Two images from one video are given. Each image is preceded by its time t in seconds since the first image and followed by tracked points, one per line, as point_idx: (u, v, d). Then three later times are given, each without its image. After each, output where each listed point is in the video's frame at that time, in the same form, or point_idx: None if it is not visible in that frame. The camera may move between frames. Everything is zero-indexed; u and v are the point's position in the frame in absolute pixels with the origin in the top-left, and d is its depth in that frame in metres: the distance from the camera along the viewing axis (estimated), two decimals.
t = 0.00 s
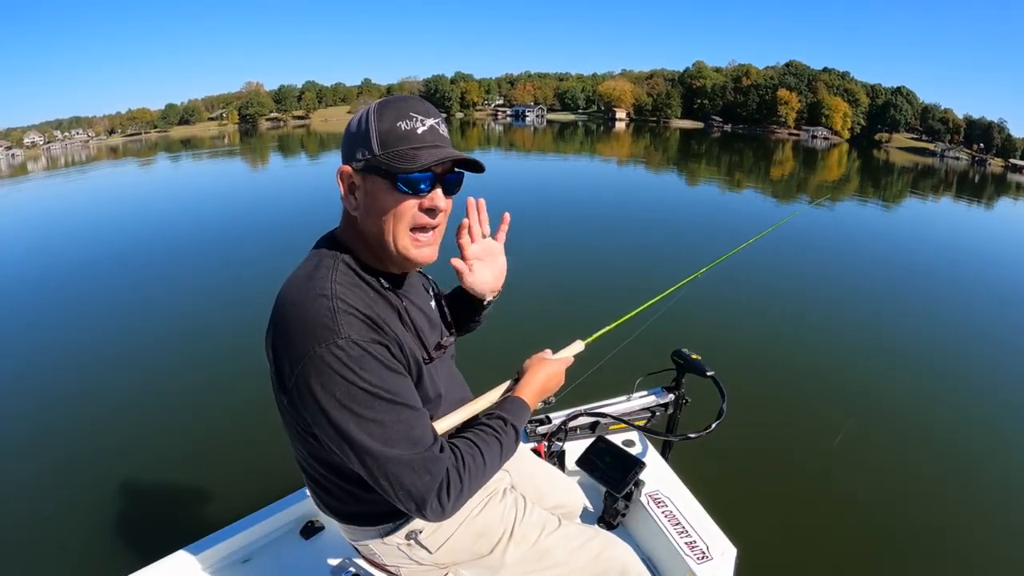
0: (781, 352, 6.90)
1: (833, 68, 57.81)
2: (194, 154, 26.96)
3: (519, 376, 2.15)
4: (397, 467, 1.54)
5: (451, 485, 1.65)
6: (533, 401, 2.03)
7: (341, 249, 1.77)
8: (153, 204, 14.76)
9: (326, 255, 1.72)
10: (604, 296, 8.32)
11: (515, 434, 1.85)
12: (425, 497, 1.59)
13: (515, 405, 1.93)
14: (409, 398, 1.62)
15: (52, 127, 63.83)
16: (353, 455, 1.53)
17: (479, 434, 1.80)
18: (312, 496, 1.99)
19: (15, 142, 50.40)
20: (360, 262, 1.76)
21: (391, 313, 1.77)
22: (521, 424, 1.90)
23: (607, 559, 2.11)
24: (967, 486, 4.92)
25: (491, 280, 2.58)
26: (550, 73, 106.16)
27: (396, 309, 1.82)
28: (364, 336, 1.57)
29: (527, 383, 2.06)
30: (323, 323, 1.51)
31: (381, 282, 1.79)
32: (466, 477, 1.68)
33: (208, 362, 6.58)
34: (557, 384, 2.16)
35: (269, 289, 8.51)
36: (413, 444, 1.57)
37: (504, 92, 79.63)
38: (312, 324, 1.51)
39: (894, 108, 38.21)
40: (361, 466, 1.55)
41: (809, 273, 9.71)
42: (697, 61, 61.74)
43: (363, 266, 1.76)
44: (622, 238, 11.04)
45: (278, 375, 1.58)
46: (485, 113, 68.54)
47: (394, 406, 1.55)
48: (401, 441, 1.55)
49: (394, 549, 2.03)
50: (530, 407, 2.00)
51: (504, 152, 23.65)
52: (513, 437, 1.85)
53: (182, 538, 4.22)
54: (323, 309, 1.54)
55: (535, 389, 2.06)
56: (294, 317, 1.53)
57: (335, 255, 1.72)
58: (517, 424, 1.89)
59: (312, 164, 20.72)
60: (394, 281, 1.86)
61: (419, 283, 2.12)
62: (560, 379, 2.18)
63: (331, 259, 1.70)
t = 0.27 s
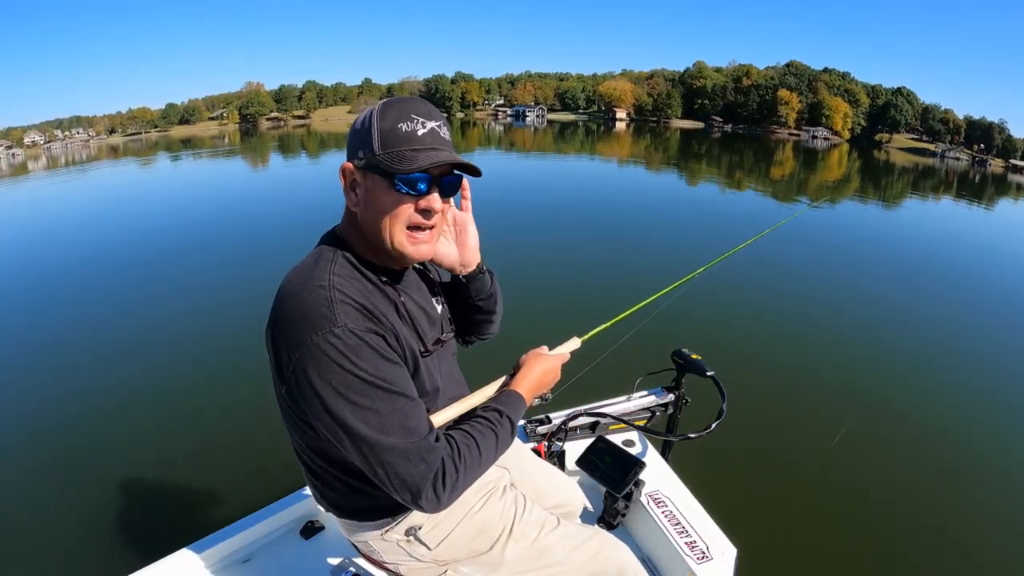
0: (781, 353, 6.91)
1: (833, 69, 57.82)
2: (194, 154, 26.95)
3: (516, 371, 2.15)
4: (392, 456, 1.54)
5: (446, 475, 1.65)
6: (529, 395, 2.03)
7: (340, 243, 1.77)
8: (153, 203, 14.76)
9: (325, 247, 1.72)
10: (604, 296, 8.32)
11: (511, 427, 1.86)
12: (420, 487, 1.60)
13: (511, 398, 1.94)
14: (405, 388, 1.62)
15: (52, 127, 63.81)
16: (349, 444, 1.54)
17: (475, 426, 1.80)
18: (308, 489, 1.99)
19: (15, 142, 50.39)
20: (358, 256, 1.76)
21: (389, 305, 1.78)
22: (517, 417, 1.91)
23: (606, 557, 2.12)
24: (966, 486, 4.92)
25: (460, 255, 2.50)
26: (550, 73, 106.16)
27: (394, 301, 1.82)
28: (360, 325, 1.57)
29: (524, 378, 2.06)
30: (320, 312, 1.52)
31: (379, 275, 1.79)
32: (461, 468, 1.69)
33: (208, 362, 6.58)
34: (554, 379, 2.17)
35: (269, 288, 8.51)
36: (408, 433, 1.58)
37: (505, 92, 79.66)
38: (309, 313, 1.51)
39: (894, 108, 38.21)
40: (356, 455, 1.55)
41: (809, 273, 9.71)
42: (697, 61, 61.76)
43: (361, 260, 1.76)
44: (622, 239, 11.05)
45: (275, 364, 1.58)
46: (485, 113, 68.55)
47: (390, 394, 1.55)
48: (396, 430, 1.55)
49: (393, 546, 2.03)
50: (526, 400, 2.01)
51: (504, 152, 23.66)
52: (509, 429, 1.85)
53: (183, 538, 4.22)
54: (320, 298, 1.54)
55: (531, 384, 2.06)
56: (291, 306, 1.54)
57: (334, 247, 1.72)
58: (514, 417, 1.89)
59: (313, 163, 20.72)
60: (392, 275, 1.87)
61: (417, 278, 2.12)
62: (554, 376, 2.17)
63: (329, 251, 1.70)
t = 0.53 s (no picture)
0: (782, 353, 6.91)
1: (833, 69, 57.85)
2: (194, 154, 26.96)
3: (513, 370, 2.15)
4: (392, 452, 1.55)
5: (445, 471, 1.66)
6: (526, 393, 2.03)
7: (338, 242, 1.77)
8: (154, 203, 14.78)
9: (323, 245, 1.73)
10: (604, 296, 8.32)
11: (509, 424, 1.85)
12: (419, 483, 1.60)
13: (508, 396, 1.93)
14: (404, 384, 1.62)
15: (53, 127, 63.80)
16: (349, 440, 1.54)
17: (473, 423, 1.80)
18: (308, 487, 1.99)
19: (16, 142, 50.41)
20: (356, 255, 1.76)
21: (387, 302, 1.78)
22: (515, 414, 1.90)
23: (606, 556, 2.12)
24: (966, 486, 4.92)
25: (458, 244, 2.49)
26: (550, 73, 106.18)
27: (392, 300, 1.82)
28: (359, 322, 1.57)
29: (521, 376, 2.06)
30: (320, 309, 1.52)
31: (377, 273, 1.79)
32: (460, 464, 1.69)
33: (209, 362, 6.58)
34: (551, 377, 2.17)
35: (269, 288, 8.51)
36: (408, 429, 1.58)
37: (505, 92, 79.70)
38: (308, 310, 1.52)
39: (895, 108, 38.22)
40: (356, 451, 1.55)
41: (809, 273, 9.71)
42: (697, 61, 61.80)
43: (359, 258, 1.76)
44: (622, 239, 11.05)
45: (275, 362, 1.58)
46: (485, 114, 68.55)
47: (389, 391, 1.55)
48: (396, 426, 1.55)
49: (393, 544, 2.03)
50: (524, 398, 2.01)
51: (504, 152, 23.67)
52: (507, 427, 1.85)
53: (183, 538, 4.22)
54: (320, 295, 1.54)
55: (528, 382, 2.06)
56: (291, 303, 1.54)
57: (333, 245, 1.72)
58: (511, 415, 1.89)
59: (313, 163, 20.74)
60: (390, 274, 1.87)
61: (415, 276, 2.12)
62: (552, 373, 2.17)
63: (328, 249, 1.70)
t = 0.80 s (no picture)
0: (782, 353, 6.91)
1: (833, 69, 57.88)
2: (195, 154, 26.98)
3: (511, 368, 2.15)
4: (394, 452, 1.55)
5: (448, 471, 1.66)
6: (526, 391, 2.03)
7: (338, 244, 1.77)
8: (155, 203, 14.80)
9: (322, 248, 1.72)
10: (604, 296, 8.32)
11: (509, 422, 1.86)
12: (422, 483, 1.60)
13: (508, 394, 1.94)
14: (405, 385, 1.62)
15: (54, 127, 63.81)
16: (351, 442, 1.54)
17: (474, 422, 1.81)
18: (308, 489, 1.98)
19: (16, 142, 50.47)
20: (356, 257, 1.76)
21: (387, 304, 1.78)
22: (514, 412, 1.91)
23: (606, 555, 2.12)
24: (967, 486, 4.92)
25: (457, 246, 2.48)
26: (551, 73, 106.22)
27: (392, 301, 1.82)
28: (360, 324, 1.57)
29: (520, 374, 2.07)
30: (321, 312, 1.52)
31: (377, 274, 1.79)
32: (462, 464, 1.69)
33: (209, 362, 6.59)
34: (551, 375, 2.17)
35: (270, 288, 8.52)
36: (410, 430, 1.58)
37: (505, 92, 79.72)
38: (309, 313, 1.51)
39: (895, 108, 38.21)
40: (359, 453, 1.55)
41: (810, 273, 9.72)
42: (697, 61, 61.79)
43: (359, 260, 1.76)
44: (623, 239, 11.05)
45: (276, 365, 1.58)
46: (486, 114, 68.56)
47: (391, 392, 1.55)
48: (398, 426, 1.55)
49: (394, 544, 2.03)
50: (523, 395, 2.01)
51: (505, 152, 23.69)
52: (508, 424, 1.86)
53: (183, 537, 4.22)
54: (320, 298, 1.54)
55: (527, 380, 2.06)
56: (291, 306, 1.54)
57: (332, 248, 1.72)
58: (511, 412, 1.90)
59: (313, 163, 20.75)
60: (390, 275, 1.87)
61: (414, 276, 2.12)
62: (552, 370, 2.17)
63: (328, 251, 1.70)
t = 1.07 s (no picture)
0: (783, 353, 6.91)
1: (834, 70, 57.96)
2: (197, 154, 26.99)
3: (512, 368, 2.15)
4: (400, 457, 1.55)
5: (452, 474, 1.66)
6: (527, 391, 2.04)
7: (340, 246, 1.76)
8: (156, 203, 14.80)
9: (322, 251, 1.71)
10: (604, 296, 8.32)
11: (512, 422, 1.87)
12: (428, 486, 1.60)
13: (510, 394, 1.95)
14: (409, 389, 1.62)
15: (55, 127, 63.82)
16: (357, 447, 1.53)
17: (478, 423, 1.81)
18: (310, 492, 1.98)
19: (16, 142, 50.48)
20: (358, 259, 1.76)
21: (389, 307, 1.77)
22: (516, 412, 1.92)
23: (606, 556, 2.12)
24: (967, 486, 4.92)
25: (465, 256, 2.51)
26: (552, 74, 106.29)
27: (395, 303, 1.82)
28: (363, 328, 1.57)
29: (521, 373, 2.06)
30: (323, 318, 1.51)
31: (378, 276, 1.79)
32: (467, 466, 1.69)
33: (209, 362, 6.59)
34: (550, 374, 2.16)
35: (270, 288, 8.52)
36: (414, 434, 1.58)
37: (506, 92, 79.68)
38: (312, 319, 1.51)
39: (897, 108, 38.22)
40: (364, 458, 1.55)
41: (812, 273, 9.72)
42: (698, 61, 61.73)
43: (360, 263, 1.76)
44: (624, 239, 11.05)
45: (278, 371, 1.58)
46: (487, 114, 68.55)
47: (395, 396, 1.55)
48: (403, 431, 1.55)
49: (394, 545, 2.02)
50: (525, 395, 2.02)
51: (506, 152, 23.69)
52: (510, 425, 1.87)
53: (183, 537, 4.22)
54: (322, 304, 1.54)
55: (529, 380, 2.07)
56: (293, 313, 1.53)
57: (332, 251, 1.71)
58: (513, 412, 1.91)
59: (314, 163, 20.75)
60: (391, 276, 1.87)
61: (413, 277, 2.12)
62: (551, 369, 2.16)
63: (328, 255, 1.69)
